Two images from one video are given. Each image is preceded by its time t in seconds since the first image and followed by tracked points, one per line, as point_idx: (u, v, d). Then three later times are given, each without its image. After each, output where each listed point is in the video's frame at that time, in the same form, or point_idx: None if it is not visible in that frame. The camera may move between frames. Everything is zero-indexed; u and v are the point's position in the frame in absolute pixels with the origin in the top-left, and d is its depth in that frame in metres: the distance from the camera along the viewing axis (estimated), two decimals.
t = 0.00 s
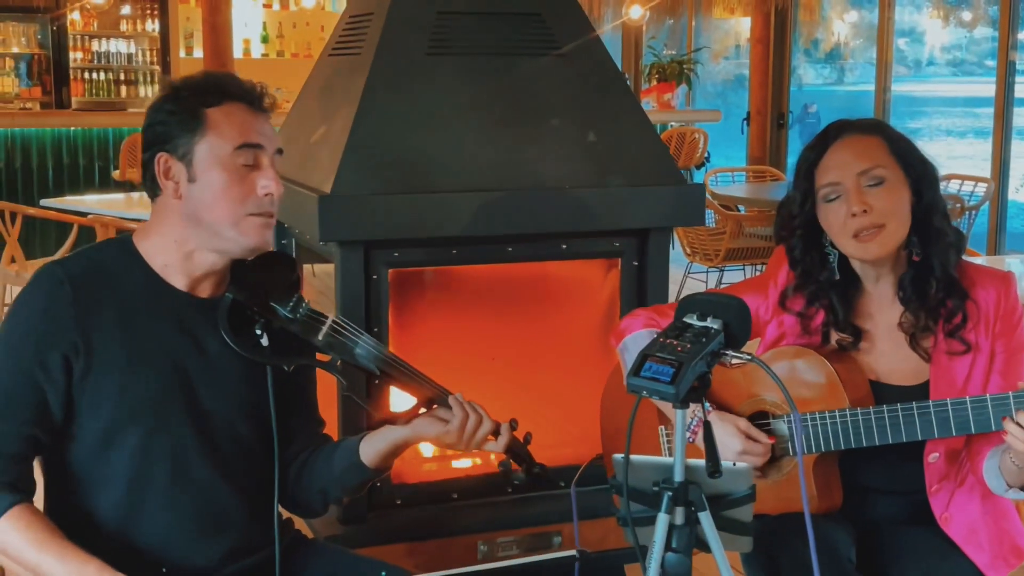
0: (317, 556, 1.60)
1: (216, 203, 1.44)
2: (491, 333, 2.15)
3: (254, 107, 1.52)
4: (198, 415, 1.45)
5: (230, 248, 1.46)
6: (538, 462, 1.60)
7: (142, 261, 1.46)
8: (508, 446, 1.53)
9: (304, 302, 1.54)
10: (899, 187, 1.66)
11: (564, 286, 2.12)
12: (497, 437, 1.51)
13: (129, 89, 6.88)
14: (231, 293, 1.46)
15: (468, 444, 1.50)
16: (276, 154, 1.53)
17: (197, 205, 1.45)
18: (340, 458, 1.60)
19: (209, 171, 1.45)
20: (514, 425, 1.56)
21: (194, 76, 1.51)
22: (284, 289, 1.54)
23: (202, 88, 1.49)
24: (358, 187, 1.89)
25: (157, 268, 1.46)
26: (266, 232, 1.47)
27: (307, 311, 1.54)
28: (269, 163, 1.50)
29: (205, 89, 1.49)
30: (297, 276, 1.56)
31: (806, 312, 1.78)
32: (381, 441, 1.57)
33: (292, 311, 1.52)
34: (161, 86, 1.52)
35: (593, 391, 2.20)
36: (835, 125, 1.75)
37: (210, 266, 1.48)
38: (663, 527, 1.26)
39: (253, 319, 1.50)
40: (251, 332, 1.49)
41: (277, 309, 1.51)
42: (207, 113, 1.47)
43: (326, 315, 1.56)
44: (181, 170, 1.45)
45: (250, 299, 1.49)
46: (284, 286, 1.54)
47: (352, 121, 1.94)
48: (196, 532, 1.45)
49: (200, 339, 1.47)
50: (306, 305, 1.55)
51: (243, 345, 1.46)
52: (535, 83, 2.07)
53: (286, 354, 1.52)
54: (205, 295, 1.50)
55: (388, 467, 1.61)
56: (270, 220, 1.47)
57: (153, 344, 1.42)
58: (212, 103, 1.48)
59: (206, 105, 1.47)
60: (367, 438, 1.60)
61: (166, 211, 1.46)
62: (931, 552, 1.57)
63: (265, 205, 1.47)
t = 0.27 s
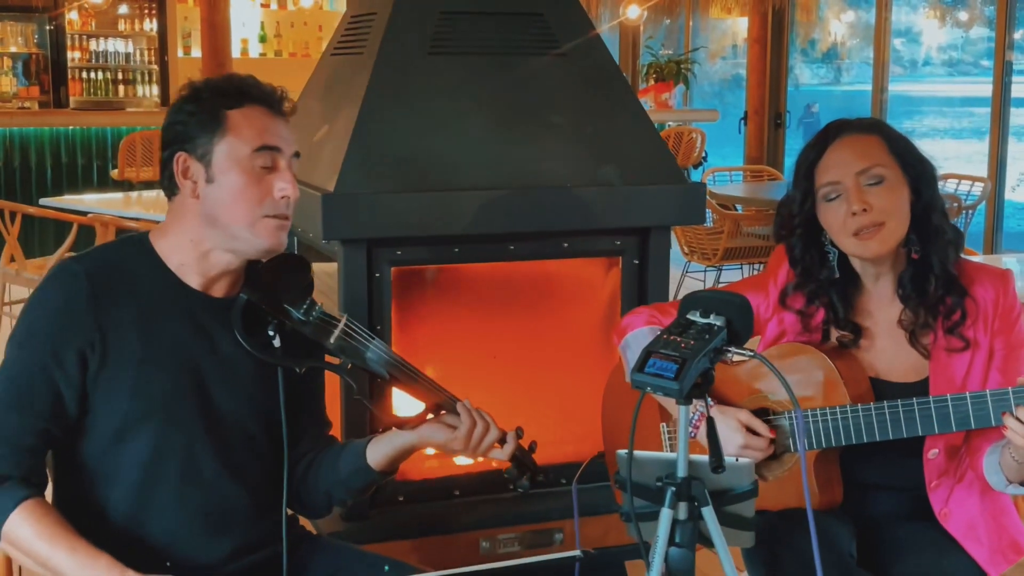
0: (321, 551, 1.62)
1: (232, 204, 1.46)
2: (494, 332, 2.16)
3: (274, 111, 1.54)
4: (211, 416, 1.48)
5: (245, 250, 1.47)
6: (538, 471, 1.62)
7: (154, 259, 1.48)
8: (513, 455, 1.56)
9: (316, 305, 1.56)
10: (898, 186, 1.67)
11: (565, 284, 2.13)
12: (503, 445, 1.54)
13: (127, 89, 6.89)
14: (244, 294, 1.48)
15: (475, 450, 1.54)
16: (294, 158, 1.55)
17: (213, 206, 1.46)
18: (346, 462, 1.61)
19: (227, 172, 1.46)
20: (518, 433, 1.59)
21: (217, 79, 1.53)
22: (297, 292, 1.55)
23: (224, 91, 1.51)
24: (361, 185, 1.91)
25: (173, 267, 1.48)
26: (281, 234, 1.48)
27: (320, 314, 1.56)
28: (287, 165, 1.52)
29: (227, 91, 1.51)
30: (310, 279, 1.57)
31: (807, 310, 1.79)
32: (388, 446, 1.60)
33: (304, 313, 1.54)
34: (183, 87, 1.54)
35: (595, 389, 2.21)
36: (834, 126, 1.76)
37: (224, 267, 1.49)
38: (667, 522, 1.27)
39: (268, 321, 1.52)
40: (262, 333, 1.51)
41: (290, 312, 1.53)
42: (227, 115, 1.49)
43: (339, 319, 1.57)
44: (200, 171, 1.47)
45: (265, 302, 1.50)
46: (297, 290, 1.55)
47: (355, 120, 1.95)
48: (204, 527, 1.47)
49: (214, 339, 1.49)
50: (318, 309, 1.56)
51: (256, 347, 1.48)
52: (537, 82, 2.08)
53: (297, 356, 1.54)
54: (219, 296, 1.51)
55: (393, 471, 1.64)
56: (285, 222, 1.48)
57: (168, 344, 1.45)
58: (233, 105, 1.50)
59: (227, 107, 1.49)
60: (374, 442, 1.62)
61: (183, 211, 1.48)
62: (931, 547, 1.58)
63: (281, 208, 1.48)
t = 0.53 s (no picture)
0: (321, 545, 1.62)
1: (237, 202, 1.46)
2: (491, 327, 2.17)
3: (281, 109, 1.54)
4: (214, 411, 1.49)
5: (249, 249, 1.48)
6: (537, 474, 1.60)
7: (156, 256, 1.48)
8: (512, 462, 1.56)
9: (322, 305, 1.55)
10: (894, 182, 1.68)
11: (562, 280, 2.14)
12: (501, 450, 1.54)
13: (118, 87, 6.88)
14: (250, 292, 1.48)
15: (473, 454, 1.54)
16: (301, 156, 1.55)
17: (218, 204, 1.47)
18: (346, 460, 1.63)
19: (233, 170, 1.47)
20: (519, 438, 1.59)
21: (227, 77, 1.53)
22: (301, 290, 1.54)
23: (232, 89, 1.51)
24: (359, 181, 1.91)
25: (178, 264, 1.49)
26: (285, 233, 1.48)
27: (324, 314, 1.55)
28: (293, 163, 1.52)
29: (236, 90, 1.51)
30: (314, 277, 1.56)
31: (803, 305, 1.81)
32: (388, 446, 1.61)
33: (309, 313, 1.53)
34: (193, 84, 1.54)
35: (591, 385, 2.23)
36: (831, 122, 1.78)
37: (229, 264, 1.50)
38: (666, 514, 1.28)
39: (273, 319, 1.53)
40: (266, 331, 1.52)
41: (292, 310, 1.52)
42: (235, 113, 1.49)
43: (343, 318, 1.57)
44: (205, 168, 1.48)
45: (268, 299, 1.51)
46: (301, 288, 1.54)
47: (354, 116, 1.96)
48: (206, 521, 1.48)
49: (218, 336, 1.50)
50: (323, 308, 1.55)
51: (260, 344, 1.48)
52: (534, 79, 2.09)
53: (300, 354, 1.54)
54: (224, 292, 1.52)
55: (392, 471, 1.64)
56: (290, 221, 1.49)
57: (172, 340, 1.45)
58: (241, 104, 1.50)
59: (235, 105, 1.49)
60: (373, 441, 1.63)
61: (189, 207, 1.49)
62: (927, 540, 1.60)
63: (285, 207, 1.48)
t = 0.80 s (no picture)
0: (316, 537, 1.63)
1: (234, 197, 1.47)
2: (484, 322, 2.17)
3: (274, 104, 1.55)
4: (211, 405, 1.49)
5: (245, 242, 1.49)
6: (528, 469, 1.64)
7: (150, 251, 1.49)
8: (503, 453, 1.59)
9: (316, 300, 1.57)
10: (883, 176, 1.70)
11: (554, 274, 2.15)
12: (494, 444, 1.57)
13: (106, 84, 6.87)
14: (244, 287, 1.49)
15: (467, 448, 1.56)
16: (294, 152, 1.56)
17: (214, 199, 1.48)
18: (340, 454, 1.63)
19: (229, 165, 1.48)
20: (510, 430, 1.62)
21: (220, 72, 1.53)
22: (295, 285, 1.56)
23: (226, 85, 1.51)
24: (353, 176, 1.92)
25: (173, 259, 1.50)
26: (280, 227, 1.50)
27: (319, 309, 1.57)
28: (287, 159, 1.53)
29: (229, 86, 1.52)
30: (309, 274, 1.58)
31: (794, 297, 1.82)
32: (381, 440, 1.62)
33: (303, 307, 1.55)
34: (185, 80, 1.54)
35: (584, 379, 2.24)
36: (821, 116, 1.79)
37: (224, 259, 1.51)
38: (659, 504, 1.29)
39: (266, 313, 1.53)
40: (261, 327, 1.51)
41: (287, 304, 1.54)
42: (229, 109, 1.50)
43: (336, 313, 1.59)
44: (200, 163, 1.48)
45: (262, 293, 1.52)
46: (295, 283, 1.56)
47: (346, 112, 1.97)
48: (202, 514, 1.49)
49: (213, 331, 1.51)
50: (317, 303, 1.57)
51: (254, 339, 1.49)
52: (525, 75, 2.10)
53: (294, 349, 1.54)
54: (219, 287, 1.53)
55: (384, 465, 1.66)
56: (284, 216, 1.50)
57: (169, 336, 1.46)
58: (235, 100, 1.51)
59: (229, 102, 1.50)
60: (367, 435, 1.64)
61: (184, 203, 1.49)
62: (917, 530, 1.61)
63: (280, 201, 1.49)
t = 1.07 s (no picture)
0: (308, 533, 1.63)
1: (219, 192, 1.47)
2: (473, 316, 2.18)
3: (258, 97, 1.54)
4: (199, 401, 1.50)
5: (232, 236, 1.49)
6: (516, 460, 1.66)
7: (139, 245, 1.49)
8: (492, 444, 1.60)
9: (303, 293, 1.58)
10: (866, 169, 1.71)
11: (543, 268, 2.16)
12: (483, 435, 1.58)
13: (91, 82, 6.84)
14: (231, 281, 1.49)
15: (456, 438, 1.57)
16: (278, 144, 1.56)
17: (200, 195, 1.47)
18: (328, 446, 1.64)
19: (213, 160, 1.47)
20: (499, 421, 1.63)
21: (203, 66, 1.53)
22: (282, 279, 1.56)
23: (210, 79, 1.51)
24: (342, 171, 1.92)
25: (159, 254, 1.49)
26: (266, 220, 1.50)
27: (306, 302, 1.57)
28: (271, 152, 1.53)
29: (213, 79, 1.51)
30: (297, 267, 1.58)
31: (782, 290, 1.84)
32: (370, 432, 1.62)
33: (290, 300, 1.56)
34: (169, 74, 1.54)
35: (573, 373, 2.25)
36: (803, 112, 1.79)
37: (210, 253, 1.51)
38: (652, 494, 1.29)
39: (253, 307, 1.54)
40: (247, 322, 1.51)
41: (274, 298, 1.55)
42: (212, 103, 1.49)
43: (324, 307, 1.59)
44: (184, 158, 1.48)
45: (248, 286, 1.52)
46: (282, 276, 1.56)
47: (335, 106, 1.97)
48: (193, 509, 1.49)
49: (201, 325, 1.51)
50: (305, 296, 1.57)
51: (240, 332, 1.49)
52: (514, 70, 2.10)
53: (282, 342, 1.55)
54: (206, 281, 1.53)
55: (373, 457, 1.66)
56: (270, 209, 1.51)
57: (158, 329, 1.46)
58: (219, 94, 1.50)
59: (212, 95, 1.49)
60: (356, 427, 1.64)
61: (169, 197, 1.49)
62: (906, 520, 1.62)
63: (266, 194, 1.50)
